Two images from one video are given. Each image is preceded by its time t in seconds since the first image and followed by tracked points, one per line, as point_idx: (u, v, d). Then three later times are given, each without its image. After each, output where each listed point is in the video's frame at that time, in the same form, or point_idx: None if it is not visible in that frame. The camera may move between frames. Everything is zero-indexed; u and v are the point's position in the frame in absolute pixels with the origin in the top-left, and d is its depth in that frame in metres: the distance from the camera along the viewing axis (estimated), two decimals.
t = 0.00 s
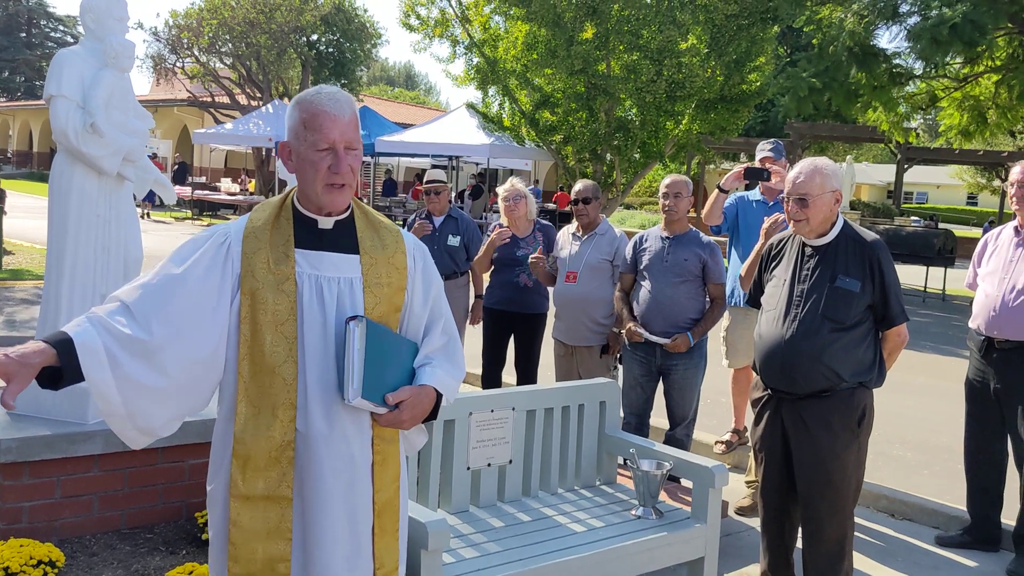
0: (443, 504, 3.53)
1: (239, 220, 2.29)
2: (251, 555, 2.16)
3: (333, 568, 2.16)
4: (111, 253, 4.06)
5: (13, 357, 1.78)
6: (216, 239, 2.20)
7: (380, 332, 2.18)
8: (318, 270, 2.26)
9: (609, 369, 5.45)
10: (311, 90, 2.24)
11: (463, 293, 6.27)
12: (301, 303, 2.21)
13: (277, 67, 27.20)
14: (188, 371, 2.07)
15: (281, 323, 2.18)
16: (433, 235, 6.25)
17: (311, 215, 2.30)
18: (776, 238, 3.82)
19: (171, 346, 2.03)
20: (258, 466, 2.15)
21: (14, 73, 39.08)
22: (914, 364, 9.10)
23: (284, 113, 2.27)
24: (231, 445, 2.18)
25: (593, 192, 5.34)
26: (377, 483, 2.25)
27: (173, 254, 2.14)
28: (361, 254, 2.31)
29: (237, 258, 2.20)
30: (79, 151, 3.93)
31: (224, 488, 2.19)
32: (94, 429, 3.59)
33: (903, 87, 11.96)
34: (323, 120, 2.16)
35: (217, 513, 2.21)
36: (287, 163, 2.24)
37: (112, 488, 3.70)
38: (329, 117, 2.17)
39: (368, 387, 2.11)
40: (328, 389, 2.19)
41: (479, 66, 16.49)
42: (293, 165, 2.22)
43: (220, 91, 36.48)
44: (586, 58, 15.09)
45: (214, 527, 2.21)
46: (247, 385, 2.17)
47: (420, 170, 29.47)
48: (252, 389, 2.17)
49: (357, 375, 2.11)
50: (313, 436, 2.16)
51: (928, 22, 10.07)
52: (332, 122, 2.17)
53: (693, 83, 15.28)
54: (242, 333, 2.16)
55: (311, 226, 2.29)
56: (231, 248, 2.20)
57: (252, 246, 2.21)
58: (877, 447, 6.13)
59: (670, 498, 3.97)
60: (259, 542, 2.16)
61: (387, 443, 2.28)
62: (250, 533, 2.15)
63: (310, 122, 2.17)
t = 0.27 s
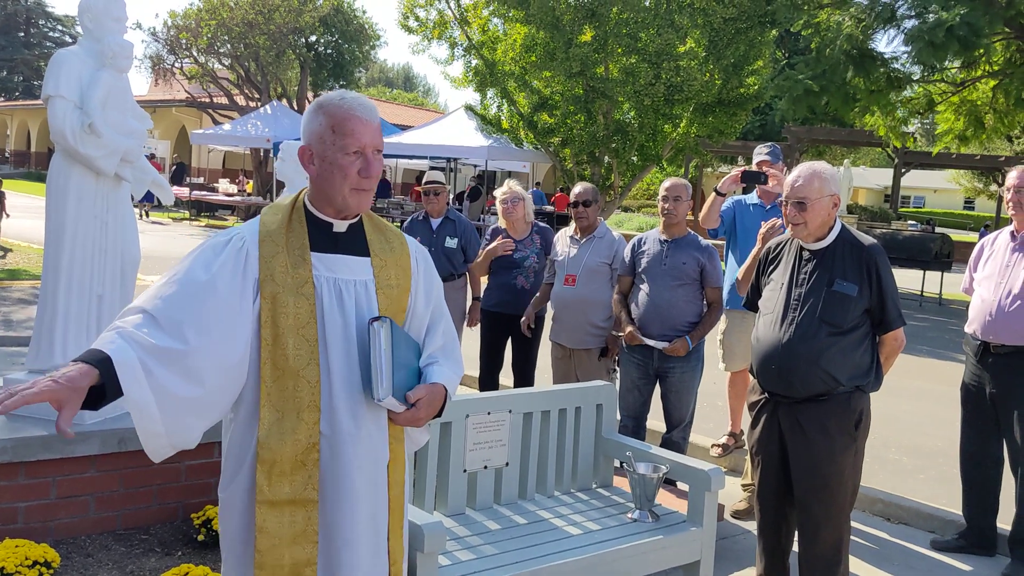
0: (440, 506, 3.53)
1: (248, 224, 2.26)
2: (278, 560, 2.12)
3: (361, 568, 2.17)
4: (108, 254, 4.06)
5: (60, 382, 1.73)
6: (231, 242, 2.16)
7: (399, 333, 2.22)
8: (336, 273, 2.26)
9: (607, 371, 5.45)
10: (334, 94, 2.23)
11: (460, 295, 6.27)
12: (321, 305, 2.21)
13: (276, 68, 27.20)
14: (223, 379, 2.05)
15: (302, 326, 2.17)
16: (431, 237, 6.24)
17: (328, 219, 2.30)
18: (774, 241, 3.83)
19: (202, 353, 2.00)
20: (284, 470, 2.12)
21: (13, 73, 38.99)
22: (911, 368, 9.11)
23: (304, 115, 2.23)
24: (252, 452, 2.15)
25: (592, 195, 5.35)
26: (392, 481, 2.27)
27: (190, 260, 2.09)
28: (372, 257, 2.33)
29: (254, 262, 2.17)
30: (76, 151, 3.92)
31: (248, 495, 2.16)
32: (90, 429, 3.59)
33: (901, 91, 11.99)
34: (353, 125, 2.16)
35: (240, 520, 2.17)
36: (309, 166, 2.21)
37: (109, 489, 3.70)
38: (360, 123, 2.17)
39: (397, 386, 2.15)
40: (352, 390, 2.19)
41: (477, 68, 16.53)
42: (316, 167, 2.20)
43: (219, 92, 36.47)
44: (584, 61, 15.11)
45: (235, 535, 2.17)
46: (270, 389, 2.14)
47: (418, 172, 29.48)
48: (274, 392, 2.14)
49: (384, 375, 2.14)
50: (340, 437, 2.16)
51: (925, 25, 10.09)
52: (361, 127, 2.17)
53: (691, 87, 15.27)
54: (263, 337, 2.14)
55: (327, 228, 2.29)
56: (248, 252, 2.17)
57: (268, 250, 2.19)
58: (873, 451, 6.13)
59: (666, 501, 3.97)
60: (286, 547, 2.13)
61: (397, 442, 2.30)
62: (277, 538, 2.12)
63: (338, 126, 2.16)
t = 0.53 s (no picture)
0: (438, 506, 3.52)
1: (258, 223, 2.23)
2: (300, 561, 2.09)
3: (381, 565, 2.16)
4: (107, 253, 4.05)
5: (136, 406, 1.74)
6: (250, 244, 2.15)
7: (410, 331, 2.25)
8: (347, 273, 2.26)
9: (606, 373, 5.45)
10: (351, 94, 2.22)
11: (459, 295, 6.26)
12: (334, 304, 2.21)
13: (275, 67, 27.18)
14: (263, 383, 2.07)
15: (318, 325, 2.15)
16: (429, 237, 6.23)
17: (339, 219, 2.30)
18: (774, 243, 3.83)
19: (245, 360, 2.02)
20: (304, 470, 2.10)
21: (13, 72, 38.83)
22: (910, 371, 9.11)
23: (319, 114, 2.22)
24: (270, 453, 2.11)
25: (592, 196, 5.35)
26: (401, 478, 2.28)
27: (215, 265, 2.08)
28: (376, 257, 2.33)
29: (269, 262, 2.15)
30: (76, 150, 3.92)
31: (266, 496, 2.12)
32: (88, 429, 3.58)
33: (900, 93, 12.00)
34: (373, 126, 2.16)
35: (258, 523, 2.13)
36: (324, 165, 2.20)
37: (107, 488, 3.69)
38: (380, 123, 2.17)
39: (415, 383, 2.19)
40: (368, 388, 2.20)
41: (476, 68, 16.52)
42: (332, 165, 2.19)
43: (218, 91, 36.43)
44: (584, 62, 15.13)
45: (252, 539, 2.12)
46: (287, 389, 2.10)
47: (417, 172, 29.47)
48: (291, 392, 2.11)
49: (402, 373, 2.17)
50: (357, 436, 2.16)
51: (925, 26, 10.09)
52: (381, 128, 2.17)
53: (691, 88, 15.24)
54: (280, 338, 2.11)
55: (337, 228, 2.29)
56: (264, 254, 2.15)
57: (282, 250, 2.17)
58: (871, 453, 6.14)
59: (664, 502, 3.97)
60: (307, 546, 2.10)
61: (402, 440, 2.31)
62: (298, 538, 2.09)
63: (358, 126, 2.16)
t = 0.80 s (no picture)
0: (437, 508, 3.52)
1: (253, 225, 2.17)
2: (309, 566, 2.08)
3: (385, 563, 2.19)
4: (107, 253, 4.05)
5: (225, 406, 1.70)
6: (254, 247, 2.11)
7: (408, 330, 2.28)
8: (342, 274, 2.25)
9: (604, 374, 5.45)
10: (344, 92, 2.21)
11: (458, 297, 6.27)
12: (334, 306, 2.20)
13: (275, 67, 27.15)
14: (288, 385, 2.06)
15: (320, 328, 2.13)
16: (429, 238, 6.23)
17: (332, 219, 2.28)
18: (773, 246, 3.84)
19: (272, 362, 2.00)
20: (312, 474, 2.08)
21: (13, 71, 38.74)
22: (909, 374, 9.11)
23: (311, 113, 2.19)
24: (275, 460, 2.08)
25: (592, 198, 5.36)
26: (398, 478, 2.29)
27: (229, 266, 2.03)
28: (364, 258, 2.34)
29: (270, 263, 2.12)
30: (76, 150, 3.92)
31: (273, 503, 2.09)
32: (87, 429, 3.58)
33: (900, 95, 12.00)
34: (370, 124, 2.15)
35: (264, 531, 2.08)
36: (318, 164, 2.18)
37: (105, 489, 3.69)
38: (375, 122, 2.16)
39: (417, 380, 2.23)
40: (369, 389, 2.21)
41: (476, 69, 16.52)
42: (326, 165, 2.17)
43: (217, 91, 36.41)
44: (584, 63, 15.13)
45: (259, 548, 2.07)
46: (292, 392, 2.07)
47: (417, 173, 29.46)
48: (296, 395, 2.08)
49: (405, 371, 2.20)
50: (360, 437, 2.16)
51: (925, 28, 10.08)
52: (377, 126, 2.16)
53: (690, 89, 15.23)
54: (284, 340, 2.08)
55: (331, 229, 2.28)
56: (266, 255, 2.12)
57: (283, 252, 2.14)
58: (870, 456, 6.14)
59: (663, 505, 3.97)
60: (317, 550, 2.08)
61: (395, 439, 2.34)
62: (308, 542, 2.07)
63: (353, 125, 2.15)
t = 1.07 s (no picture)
0: (436, 509, 3.52)
1: (236, 222, 2.11)
2: (305, 568, 2.08)
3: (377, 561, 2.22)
4: (106, 252, 4.05)
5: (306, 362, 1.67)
6: (247, 245, 2.06)
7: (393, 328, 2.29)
8: (326, 273, 2.24)
9: (603, 374, 5.45)
10: (318, 87, 2.17)
11: (458, 296, 6.26)
12: (322, 305, 2.19)
13: (276, 67, 27.13)
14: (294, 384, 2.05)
15: (310, 327, 2.12)
16: (428, 238, 6.24)
17: (310, 215, 2.23)
18: (772, 247, 3.84)
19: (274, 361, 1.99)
20: (307, 476, 2.08)
21: (14, 70, 38.66)
22: (908, 375, 9.12)
23: (285, 108, 2.14)
24: (269, 463, 2.05)
25: (593, 198, 5.37)
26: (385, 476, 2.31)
27: (231, 260, 1.97)
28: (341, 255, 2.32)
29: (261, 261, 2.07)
30: (76, 150, 3.92)
31: (268, 510, 2.06)
32: (87, 429, 3.58)
33: (900, 96, 12.01)
34: (349, 118, 2.13)
35: (259, 539, 2.05)
36: (297, 160, 2.13)
37: (104, 488, 3.69)
38: (353, 114, 2.14)
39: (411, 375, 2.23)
40: (361, 388, 2.21)
41: (477, 69, 16.53)
42: (305, 160, 2.12)
43: (218, 91, 36.41)
44: (585, 64, 15.13)
45: (254, 556, 2.03)
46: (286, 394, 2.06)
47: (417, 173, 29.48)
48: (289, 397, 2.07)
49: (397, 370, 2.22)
50: (356, 436, 2.18)
51: (925, 30, 10.08)
52: (355, 119, 2.14)
53: (690, 90, 15.24)
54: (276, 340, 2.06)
55: (311, 226, 2.24)
56: (257, 253, 2.07)
57: (273, 250, 2.10)
58: (869, 457, 6.15)
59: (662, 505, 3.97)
60: (312, 552, 2.09)
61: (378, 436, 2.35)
62: (304, 545, 2.08)
63: (332, 118, 2.11)
